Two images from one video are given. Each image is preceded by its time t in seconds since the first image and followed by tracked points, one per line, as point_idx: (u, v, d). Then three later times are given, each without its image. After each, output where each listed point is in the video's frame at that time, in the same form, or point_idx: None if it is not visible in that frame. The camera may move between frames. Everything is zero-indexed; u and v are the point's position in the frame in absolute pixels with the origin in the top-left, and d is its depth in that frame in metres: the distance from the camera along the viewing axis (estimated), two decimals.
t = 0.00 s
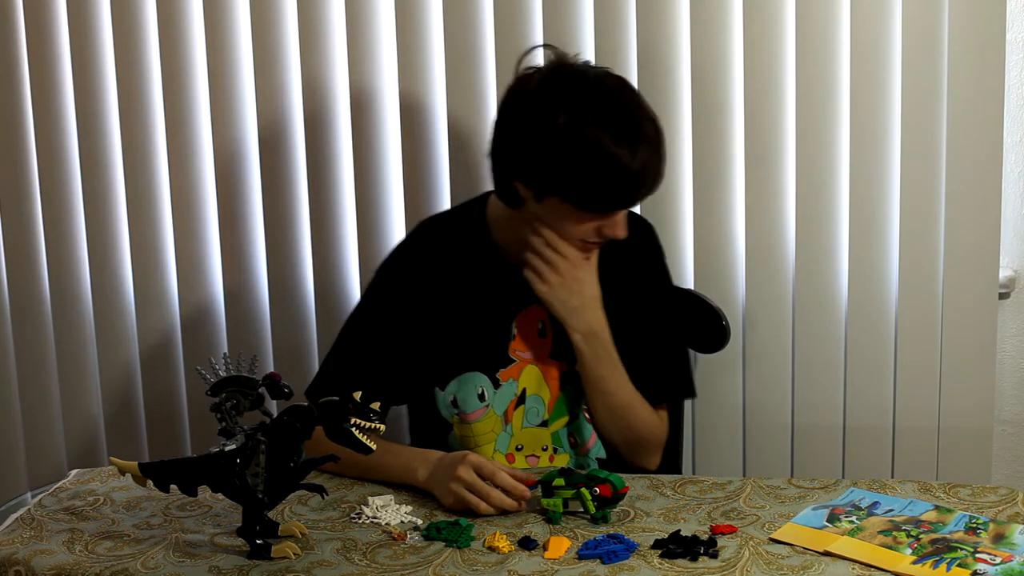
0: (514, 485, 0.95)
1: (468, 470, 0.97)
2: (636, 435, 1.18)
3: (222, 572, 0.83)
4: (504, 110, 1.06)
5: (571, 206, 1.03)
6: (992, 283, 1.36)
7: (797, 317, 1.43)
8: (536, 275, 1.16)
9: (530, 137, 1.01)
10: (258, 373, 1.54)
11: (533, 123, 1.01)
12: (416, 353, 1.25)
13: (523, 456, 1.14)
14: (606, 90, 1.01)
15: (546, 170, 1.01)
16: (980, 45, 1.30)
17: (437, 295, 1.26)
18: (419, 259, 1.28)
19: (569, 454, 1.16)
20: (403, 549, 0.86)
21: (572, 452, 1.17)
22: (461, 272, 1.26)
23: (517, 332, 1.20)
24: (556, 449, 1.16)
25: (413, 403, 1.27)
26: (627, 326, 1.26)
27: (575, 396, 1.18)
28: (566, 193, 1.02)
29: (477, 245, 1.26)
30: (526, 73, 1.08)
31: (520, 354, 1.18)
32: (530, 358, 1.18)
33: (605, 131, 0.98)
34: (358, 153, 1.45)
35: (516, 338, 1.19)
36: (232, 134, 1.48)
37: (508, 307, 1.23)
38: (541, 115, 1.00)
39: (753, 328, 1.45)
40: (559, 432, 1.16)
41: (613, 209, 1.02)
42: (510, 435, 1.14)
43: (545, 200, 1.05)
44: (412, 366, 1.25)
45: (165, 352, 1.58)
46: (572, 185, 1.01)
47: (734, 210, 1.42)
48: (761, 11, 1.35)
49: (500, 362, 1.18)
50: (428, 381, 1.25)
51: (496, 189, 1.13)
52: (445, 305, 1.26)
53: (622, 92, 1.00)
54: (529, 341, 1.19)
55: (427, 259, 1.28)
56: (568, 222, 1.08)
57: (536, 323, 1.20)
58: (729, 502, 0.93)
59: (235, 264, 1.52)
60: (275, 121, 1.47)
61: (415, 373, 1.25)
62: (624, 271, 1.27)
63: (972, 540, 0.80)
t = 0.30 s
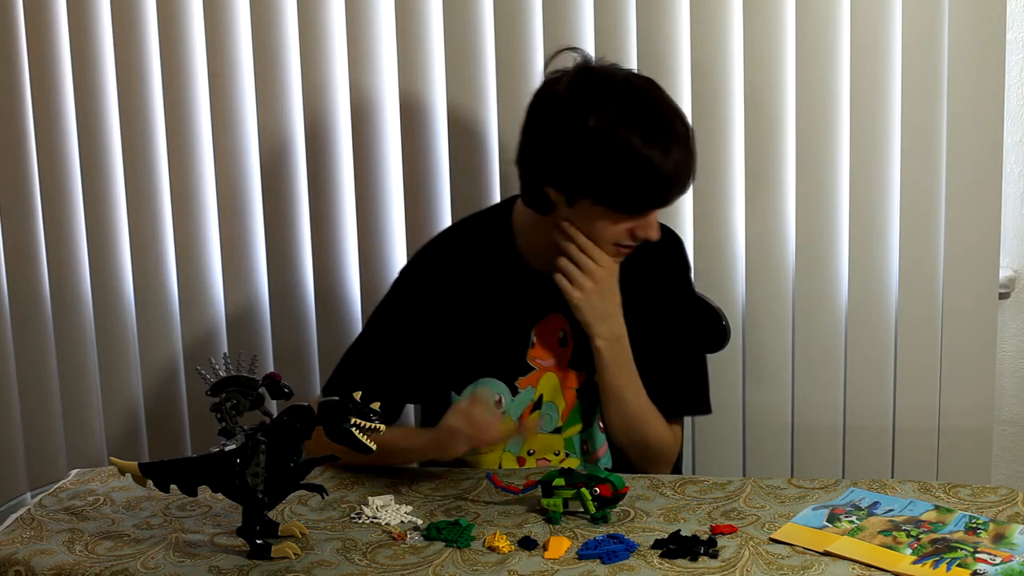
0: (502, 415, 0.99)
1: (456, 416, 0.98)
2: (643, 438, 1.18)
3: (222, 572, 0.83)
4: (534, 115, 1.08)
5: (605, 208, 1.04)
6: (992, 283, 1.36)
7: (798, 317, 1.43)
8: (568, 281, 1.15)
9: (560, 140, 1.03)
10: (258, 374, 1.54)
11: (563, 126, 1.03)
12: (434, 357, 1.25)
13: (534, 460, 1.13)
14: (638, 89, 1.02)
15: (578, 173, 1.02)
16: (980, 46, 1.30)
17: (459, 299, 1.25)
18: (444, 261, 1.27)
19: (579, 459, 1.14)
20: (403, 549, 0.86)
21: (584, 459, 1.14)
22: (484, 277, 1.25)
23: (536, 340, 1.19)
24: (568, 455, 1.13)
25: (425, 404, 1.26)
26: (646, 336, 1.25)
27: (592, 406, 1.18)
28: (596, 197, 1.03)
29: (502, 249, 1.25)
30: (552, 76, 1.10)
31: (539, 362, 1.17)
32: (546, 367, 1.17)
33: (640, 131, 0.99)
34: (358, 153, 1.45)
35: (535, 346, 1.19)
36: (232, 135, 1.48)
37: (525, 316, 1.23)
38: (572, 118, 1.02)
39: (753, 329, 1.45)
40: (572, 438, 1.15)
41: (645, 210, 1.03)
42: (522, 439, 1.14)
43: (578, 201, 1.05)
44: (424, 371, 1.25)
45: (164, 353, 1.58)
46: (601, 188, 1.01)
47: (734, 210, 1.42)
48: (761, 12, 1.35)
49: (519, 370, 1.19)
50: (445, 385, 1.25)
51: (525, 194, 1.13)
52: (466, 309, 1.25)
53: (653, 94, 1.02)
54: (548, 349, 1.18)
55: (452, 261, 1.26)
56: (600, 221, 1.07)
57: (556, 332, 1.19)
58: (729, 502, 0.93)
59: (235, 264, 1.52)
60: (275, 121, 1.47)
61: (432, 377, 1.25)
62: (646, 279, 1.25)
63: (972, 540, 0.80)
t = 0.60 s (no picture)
0: (580, 432, 1.07)
1: (585, 450, 1.05)
2: (647, 448, 1.18)
3: (222, 572, 0.83)
4: (539, 130, 1.09)
5: (615, 219, 1.03)
6: (991, 283, 1.36)
7: (798, 318, 1.43)
8: (581, 300, 1.14)
9: (567, 151, 1.04)
10: (258, 374, 1.54)
11: (569, 136, 1.03)
12: (444, 361, 1.25)
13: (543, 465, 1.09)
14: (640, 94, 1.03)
15: (585, 184, 1.02)
16: (980, 46, 1.30)
17: (470, 301, 1.25)
18: (457, 263, 1.27)
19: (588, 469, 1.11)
20: (403, 549, 0.86)
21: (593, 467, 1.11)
22: (497, 280, 1.25)
23: (550, 349, 1.19)
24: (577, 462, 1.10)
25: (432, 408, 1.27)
26: (655, 348, 1.24)
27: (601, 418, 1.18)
28: (603, 206, 1.02)
29: (516, 253, 1.25)
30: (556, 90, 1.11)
31: (552, 371, 1.17)
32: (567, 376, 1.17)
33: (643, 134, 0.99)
34: (358, 153, 1.45)
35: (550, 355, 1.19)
36: (232, 136, 1.48)
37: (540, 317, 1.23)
38: (575, 128, 1.03)
39: (753, 329, 1.45)
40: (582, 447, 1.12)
41: (654, 220, 1.02)
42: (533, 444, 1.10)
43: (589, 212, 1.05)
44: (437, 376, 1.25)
45: (164, 353, 1.58)
46: (608, 195, 1.01)
47: (734, 210, 1.42)
48: (761, 12, 1.35)
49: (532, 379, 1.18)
50: (456, 390, 1.25)
51: (538, 209, 1.14)
52: (484, 319, 1.25)
53: (657, 100, 1.02)
54: (563, 359, 1.18)
55: (465, 264, 1.27)
56: (611, 232, 1.06)
57: (571, 342, 1.19)
58: (729, 502, 0.93)
59: (235, 264, 1.52)
60: (274, 121, 1.47)
61: (440, 379, 1.25)
62: (658, 288, 1.25)
63: (972, 540, 0.80)
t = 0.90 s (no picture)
0: (586, 444, 1.07)
1: (590, 459, 1.06)
2: (648, 452, 1.19)
3: (222, 572, 0.83)
4: (530, 128, 1.06)
5: (607, 216, 1.01)
6: (991, 283, 1.36)
7: (798, 318, 1.43)
8: (582, 310, 1.14)
9: (557, 150, 1.01)
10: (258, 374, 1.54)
11: (560, 134, 1.01)
12: (444, 362, 1.25)
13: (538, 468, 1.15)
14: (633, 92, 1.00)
15: (575, 183, 1.00)
16: (980, 46, 1.30)
17: (474, 307, 1.25)
18: (458, 266, 1.26)
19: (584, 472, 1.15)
20: (403, 549, 0.86)
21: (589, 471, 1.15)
22: (498, 285, 1.25)
23: (547, 352, 1.20)
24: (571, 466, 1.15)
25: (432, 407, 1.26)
26: (653, 351, 1.24)
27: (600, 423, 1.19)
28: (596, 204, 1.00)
29: (515, 258, 1.24)
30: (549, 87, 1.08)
31: (549, 375, 1.19)
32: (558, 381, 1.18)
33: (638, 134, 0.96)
34: (358, 153, 1.45)
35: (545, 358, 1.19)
36: (232, 136, 1.48)
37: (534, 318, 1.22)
38: (566, 126, 1.00)
39: (753, 329, 1.45)
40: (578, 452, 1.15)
41: (645, 216, 0.99)
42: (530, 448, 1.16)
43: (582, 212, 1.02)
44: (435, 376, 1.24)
45: (165, 353, 1.58)
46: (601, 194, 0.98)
47: (734, 210, 1.42)
48: (761, 12, 1.35)
49: (528, 382, 1.19)
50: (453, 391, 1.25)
51: (533, 212, 1.12)
52: (482, 319, 1.25)
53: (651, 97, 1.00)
54: (559, 362, 1.19)
55: (467, 268, 1.26)
56: (604, 231, 1.03)
57: (568, 345, 1.20)
58: (729, 502, 0.93)
59: (235, 264, 1.52)
60: (274, 122, 1.47)
61: (440, 382, 1.25)
62: (657, 290, 1.24)
63: (972, 540, 0.80)
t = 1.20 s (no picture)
0: (586, 444, 1.07)
1: (590, 458, 1.06)
2: (647, 449, 1.18)
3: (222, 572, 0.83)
4: (505, 126, 1.06)
5: (580, 214, 1.00)
6: (991, 283, 1.36)
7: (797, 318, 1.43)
8: (598, 305, 1.11)
9: (530, 146, 1.01)
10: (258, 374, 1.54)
11: (531, 132, 1.01)
12: (443, 358, 1.24)
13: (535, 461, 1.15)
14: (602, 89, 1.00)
15: (547, 178, 0.99)
16: (980, 46, 1.30)
17: (471, 303, 1.25)
18: (455, 261, 1.26)
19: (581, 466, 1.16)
20: (403, 549, 0.86)
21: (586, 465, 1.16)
22: (495, 281, 1.24)
23: (541, 344, 1.20)
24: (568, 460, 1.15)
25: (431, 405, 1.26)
26: (651, 344, 1.24)
27: (597, 420, 1.19)
28: (568, 201, 0.99)
29: (510, 253, 1.24)
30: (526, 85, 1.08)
31: (545, 367, 1.19)
32: (553, 373, 1.19)
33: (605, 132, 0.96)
34: (358, 153, 1.45)
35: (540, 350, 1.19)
36: (231, 136, 1.48)
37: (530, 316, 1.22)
38: (537, 124, 1.00)
39: (753, 329, 1.45)
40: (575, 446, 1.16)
41: (618, 211, 0.98)
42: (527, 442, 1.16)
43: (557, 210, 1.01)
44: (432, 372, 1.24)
45: (165, 353, 1.58)
46: (572, 192, 0.98)
47: (734, 210, 1.42)
48: (761, 12, 1.35)
49: (523, 374, 1.19)
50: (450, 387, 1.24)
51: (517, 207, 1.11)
52: (479, 314, 1.24)
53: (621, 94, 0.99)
54: (555, 355, 1.20)
55: (464, 264, 1.26)
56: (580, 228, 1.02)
57: (564, 337, 1.20)
58: (729, 502, 0.93)
59: (235, 264, 1.52)
60: (274, 122, 1.47)
61: (438, 377, 1.25)
62: (655, 287, 1.25)
63: (972, 540, 0.80)
